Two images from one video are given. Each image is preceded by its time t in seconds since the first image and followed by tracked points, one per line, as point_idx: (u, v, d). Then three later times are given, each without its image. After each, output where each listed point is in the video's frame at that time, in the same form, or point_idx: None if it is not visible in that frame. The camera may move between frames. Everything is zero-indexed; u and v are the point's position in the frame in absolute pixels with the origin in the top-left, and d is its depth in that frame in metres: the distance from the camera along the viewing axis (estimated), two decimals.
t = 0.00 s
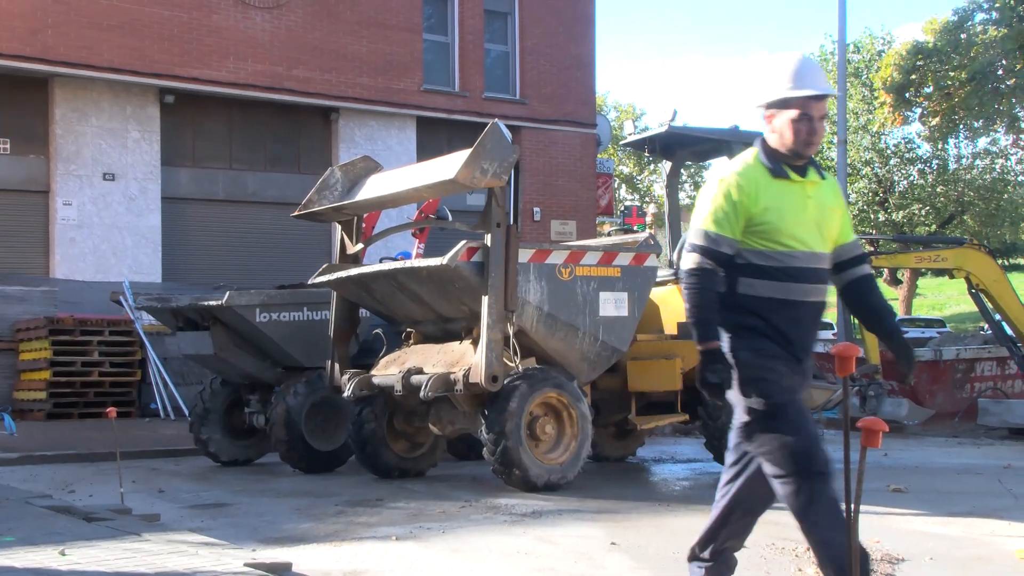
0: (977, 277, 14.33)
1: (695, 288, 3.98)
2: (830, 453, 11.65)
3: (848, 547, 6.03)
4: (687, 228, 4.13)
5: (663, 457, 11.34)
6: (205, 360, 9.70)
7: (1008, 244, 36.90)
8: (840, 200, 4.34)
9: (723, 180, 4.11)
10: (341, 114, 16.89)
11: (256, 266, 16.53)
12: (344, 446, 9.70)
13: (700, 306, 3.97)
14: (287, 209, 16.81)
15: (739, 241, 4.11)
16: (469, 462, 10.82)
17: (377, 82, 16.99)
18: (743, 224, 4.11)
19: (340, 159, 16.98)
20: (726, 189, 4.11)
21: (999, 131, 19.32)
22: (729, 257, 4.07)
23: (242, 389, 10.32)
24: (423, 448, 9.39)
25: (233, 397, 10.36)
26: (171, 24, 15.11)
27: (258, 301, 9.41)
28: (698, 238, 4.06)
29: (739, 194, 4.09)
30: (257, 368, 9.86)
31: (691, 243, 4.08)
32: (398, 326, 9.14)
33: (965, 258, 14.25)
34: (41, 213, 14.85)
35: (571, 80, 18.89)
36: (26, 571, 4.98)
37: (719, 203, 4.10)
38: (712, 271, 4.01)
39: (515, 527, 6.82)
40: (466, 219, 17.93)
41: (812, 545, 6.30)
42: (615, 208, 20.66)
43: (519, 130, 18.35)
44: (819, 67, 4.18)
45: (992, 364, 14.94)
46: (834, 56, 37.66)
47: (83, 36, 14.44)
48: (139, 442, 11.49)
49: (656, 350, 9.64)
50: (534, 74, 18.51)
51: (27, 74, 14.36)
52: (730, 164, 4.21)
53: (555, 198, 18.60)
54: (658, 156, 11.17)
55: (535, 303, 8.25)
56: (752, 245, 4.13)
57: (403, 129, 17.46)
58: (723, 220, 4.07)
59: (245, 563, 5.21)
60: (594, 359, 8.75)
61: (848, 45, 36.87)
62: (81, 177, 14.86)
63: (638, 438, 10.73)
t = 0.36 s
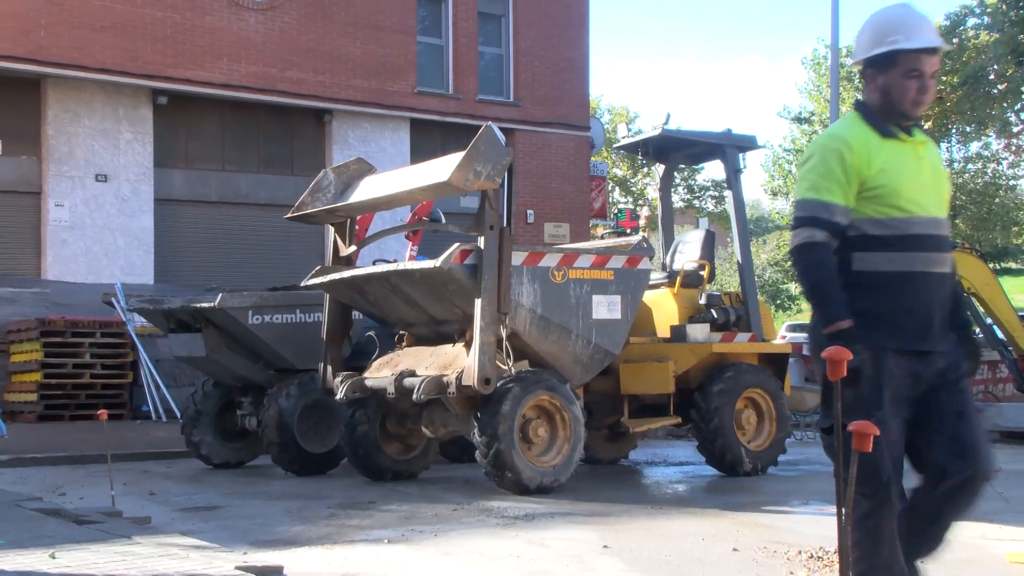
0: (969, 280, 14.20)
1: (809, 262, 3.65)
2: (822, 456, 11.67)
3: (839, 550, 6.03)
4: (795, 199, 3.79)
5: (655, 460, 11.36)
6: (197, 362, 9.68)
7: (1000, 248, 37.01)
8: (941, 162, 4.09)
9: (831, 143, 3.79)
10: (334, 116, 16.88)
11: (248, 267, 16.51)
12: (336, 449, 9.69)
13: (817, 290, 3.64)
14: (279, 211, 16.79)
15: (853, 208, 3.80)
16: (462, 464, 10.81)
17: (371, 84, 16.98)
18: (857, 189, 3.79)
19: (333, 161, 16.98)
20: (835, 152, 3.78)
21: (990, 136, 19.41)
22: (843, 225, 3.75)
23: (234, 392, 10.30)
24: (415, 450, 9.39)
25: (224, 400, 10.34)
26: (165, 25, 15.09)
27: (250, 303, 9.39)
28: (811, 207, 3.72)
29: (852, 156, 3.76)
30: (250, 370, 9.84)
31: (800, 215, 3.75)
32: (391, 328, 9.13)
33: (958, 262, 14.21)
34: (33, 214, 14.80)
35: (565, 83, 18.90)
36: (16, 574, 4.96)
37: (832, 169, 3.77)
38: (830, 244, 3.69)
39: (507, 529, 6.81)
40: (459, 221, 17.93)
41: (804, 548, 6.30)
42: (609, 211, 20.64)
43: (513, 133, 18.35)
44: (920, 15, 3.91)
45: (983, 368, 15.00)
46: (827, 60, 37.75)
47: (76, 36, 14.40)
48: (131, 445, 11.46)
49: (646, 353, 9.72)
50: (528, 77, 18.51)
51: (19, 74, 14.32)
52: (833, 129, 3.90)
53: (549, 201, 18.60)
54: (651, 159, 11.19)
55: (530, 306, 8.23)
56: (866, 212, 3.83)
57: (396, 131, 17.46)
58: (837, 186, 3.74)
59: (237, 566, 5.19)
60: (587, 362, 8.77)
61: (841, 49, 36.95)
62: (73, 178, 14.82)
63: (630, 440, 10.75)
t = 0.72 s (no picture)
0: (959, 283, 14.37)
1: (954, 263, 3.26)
2: (813, 458, 11.69)
3: (831, 552, 6.04)
4: (943, 193, 3.43)
5: (648, 462, 11.37)
6: (188, 366, 9.66)
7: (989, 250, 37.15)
8: None
9: (984, 137, 3.45)
10: (325, 119, 16.88)
11: (240, 271, 16.48)
12: (328, 452, 9.68)
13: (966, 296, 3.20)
14: (271, 215, 16.77)
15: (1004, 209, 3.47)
16: (454, 468, 10.81)
17: (362, 87, 16.97)
18: (1010, 186, 3.47)
19: (325, 165, 16.98)
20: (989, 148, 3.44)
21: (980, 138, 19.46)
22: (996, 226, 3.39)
23: (226, 395, 10.28)
24: (407, 454, 9.37)
25: (216, 404, 10.32)
26: (155, 28, 15.06)
27: (242, 306, 9.37)
28: (964, 202, 3.35)
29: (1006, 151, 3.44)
30: (241, 373, 9.82)
31: (949, 211, 3.38)
32: (383, 331, 9.11)
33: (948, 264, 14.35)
34: (23, 218, 14.75)
35: (556, 86, 18.92)
36: None
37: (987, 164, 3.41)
38: (980, 246, 3.29)
39: (499, 533, 6.81)
40: (451, 224, 17.94)
41: (796, 550, 6.32)
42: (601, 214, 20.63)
43: (504, 136, 18.35)
44: None
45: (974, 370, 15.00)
46: (817, 63, 37.87)
47: (66, 40, 14.37)
48: (122, 449, 11.43)
49: (638, 356, 9.70)
50: (519, 80, 18.52)
51: (9, 78, 14.28)
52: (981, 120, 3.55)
53: (541, 204, 18.61)
54: (643, 162, 11.20)
55: (523, 310, 8.24)
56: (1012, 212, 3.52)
57: (387, 134, 17.45)
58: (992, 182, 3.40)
59: (228, 570, 5.17)
60: (579, 365, 8.77)
61: (831, 52, 37.08)
62: (63, 182, 14.78)
63: (622, 443, 10.76)
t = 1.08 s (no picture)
0: (954, 284, 14.35)
1: None
2: (809, 459, 11.70)
3: (827, 553, 6.05)
4: None
5: (644, 463, 11.38)
6: (185, 367, 9.64)
7: (985, 251, 37.22)
8: None
9: None
10: (322, 120, 16.88)
11: (236, 271, 16.47)
12: (324, 453, 9.67)
13: None
14: (268, 215, 16.76)
15: None
16: (450, 469, 10.81)
17: (359, 88, 16.96)
18: None
19: (322, 165, 16.97)
20: None
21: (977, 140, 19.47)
22: None
23: (222, 396, 10.27)
24: (403, 454, 9.37)
25: (212, 404, 10.31)
26: (152, 29, 15.05)
27: (238, 307, 9.36)
28: None
29: None
30: (237, 374, 9.82)
31: None
32: (379, 332, 9.11)
33: (944, 265, 14.28)
34: (19, 218, 14.72)
35: (553, 86, 18.91)
36: None
37: None
38: None
39: (496, 534, 6.81)
40: (447, 225, 17.94)
41: (792, 550, 6.32)
42: (597, 215, 20.62)
43: (501, 136, 18.34)
44: None
45: (970, 371, 15.09)
46: (813, 64, 37.86)
47: (62, 40, 14.35)
48: (118, 449, 11.42)
49: (634, 357, 9.72)
50: (516, 81, 18.52)
51: (5, 78, 14.26)
52: None
53: (537, 205, 18.61)
54: (639, 163, 11.20)
55: (518, 311, 8.23)
56: None
57: (384, 135, 17.45)
58: None
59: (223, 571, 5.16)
60: (575, 365, 8.77)
61: (828, 53, 37.08)
62: (59, 183, 14.76)
63: (619, 444, 10.76)
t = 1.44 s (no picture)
0: (954, 281, 14.35)
1: None
2: (808, 456, 11.70)
3: (826, 550, 6.05)
4: None
5: (643, 460, 11.38)
6: (184, 364, 9.64)
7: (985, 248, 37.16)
8: None
9: None
10: (322, 117, 16.87)
11: (235, 268, 16.46)
12: (324, 450, 9.68)
13: None
14: (267, 212, 16.75)
15: None
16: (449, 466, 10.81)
17: (358, 85, 16.96)
18: None
19: (321, 162, 16.96)
20: None
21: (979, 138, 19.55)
22: None
23: (222, 393, 10.27)
24: (402, 452, 9.38)
25: (211, 401, 10.31)
26: (152, 25, 15.03)
27: (237, 304, 9.37)
28: None
29: None
30: (236, 371, 9.82)
31: None
32: (379, 329, 9.11)
33: (944, 263, 14.25)
34: (19, 214, 14.71)
35: (553, 84, 18.90)
36: None
37: None
38: None
39: (495, 531, 6.81)
40: (447, 222, 17.94)
41: (791, 547, 6.32)
42: (597, 212, 20.60)
43: (500, 134, 18.32)
44: None
45: (970, 369, 15.07)
46: (814, 62, 37.83)
47: (62, 37, 14.34)
48: (117, 446, 11.42)
49: (634, 354, 9.72)
50: (515, 78, 18.51)
51: (5, 75, 14.25)
52: None
53: (537, 202, 18.60)
54: (639, 160, 11.20)
55: (518, 309, 8.23)
56: None
57: (384, 132, 17.45)
58: None
59: (222, 568, 5.16)
60: (574, 363, 8.78)
61: (828, 51, 37.05)
62: (59, 179, 14.75)
63: (618, 441, 10.77)
